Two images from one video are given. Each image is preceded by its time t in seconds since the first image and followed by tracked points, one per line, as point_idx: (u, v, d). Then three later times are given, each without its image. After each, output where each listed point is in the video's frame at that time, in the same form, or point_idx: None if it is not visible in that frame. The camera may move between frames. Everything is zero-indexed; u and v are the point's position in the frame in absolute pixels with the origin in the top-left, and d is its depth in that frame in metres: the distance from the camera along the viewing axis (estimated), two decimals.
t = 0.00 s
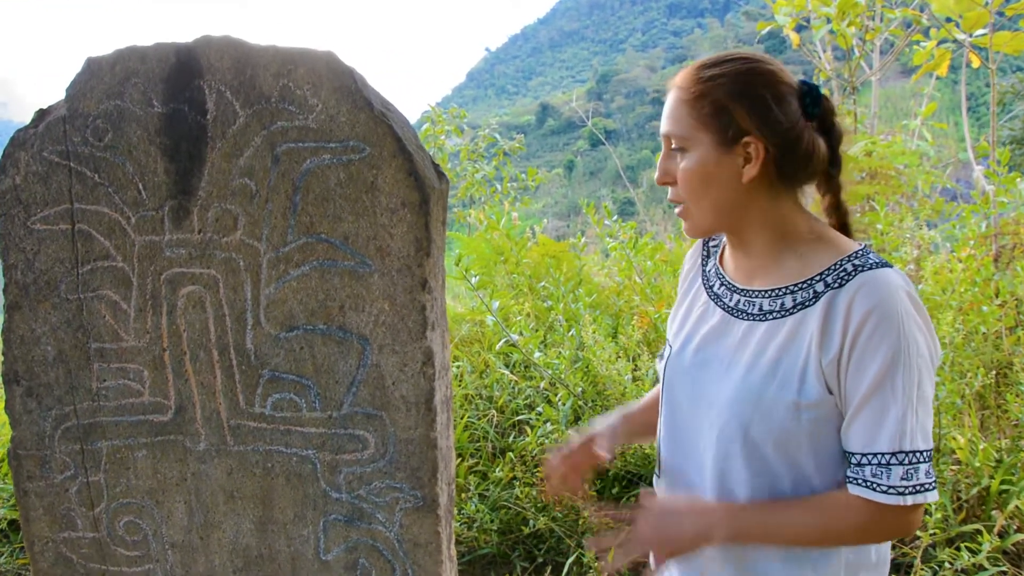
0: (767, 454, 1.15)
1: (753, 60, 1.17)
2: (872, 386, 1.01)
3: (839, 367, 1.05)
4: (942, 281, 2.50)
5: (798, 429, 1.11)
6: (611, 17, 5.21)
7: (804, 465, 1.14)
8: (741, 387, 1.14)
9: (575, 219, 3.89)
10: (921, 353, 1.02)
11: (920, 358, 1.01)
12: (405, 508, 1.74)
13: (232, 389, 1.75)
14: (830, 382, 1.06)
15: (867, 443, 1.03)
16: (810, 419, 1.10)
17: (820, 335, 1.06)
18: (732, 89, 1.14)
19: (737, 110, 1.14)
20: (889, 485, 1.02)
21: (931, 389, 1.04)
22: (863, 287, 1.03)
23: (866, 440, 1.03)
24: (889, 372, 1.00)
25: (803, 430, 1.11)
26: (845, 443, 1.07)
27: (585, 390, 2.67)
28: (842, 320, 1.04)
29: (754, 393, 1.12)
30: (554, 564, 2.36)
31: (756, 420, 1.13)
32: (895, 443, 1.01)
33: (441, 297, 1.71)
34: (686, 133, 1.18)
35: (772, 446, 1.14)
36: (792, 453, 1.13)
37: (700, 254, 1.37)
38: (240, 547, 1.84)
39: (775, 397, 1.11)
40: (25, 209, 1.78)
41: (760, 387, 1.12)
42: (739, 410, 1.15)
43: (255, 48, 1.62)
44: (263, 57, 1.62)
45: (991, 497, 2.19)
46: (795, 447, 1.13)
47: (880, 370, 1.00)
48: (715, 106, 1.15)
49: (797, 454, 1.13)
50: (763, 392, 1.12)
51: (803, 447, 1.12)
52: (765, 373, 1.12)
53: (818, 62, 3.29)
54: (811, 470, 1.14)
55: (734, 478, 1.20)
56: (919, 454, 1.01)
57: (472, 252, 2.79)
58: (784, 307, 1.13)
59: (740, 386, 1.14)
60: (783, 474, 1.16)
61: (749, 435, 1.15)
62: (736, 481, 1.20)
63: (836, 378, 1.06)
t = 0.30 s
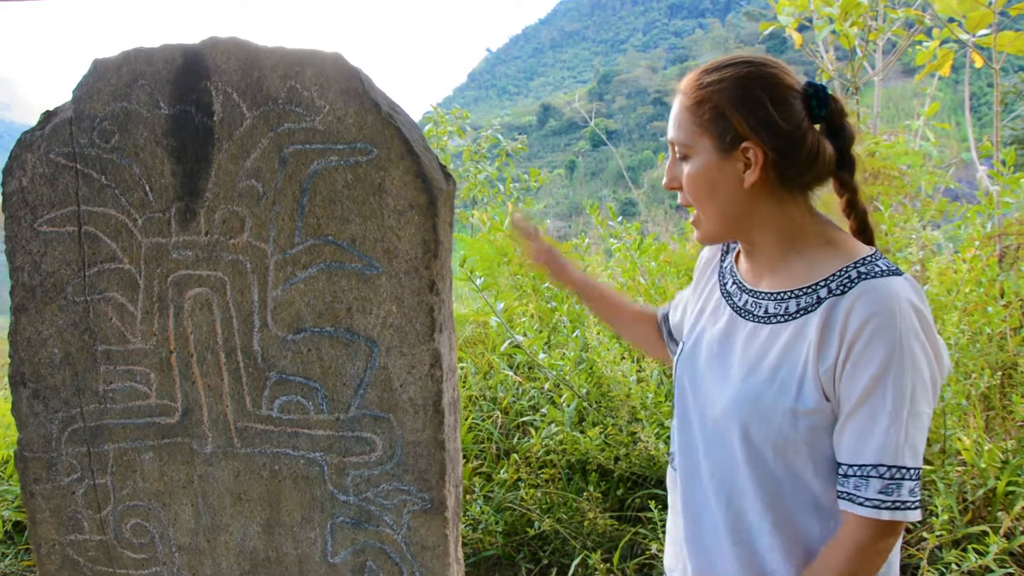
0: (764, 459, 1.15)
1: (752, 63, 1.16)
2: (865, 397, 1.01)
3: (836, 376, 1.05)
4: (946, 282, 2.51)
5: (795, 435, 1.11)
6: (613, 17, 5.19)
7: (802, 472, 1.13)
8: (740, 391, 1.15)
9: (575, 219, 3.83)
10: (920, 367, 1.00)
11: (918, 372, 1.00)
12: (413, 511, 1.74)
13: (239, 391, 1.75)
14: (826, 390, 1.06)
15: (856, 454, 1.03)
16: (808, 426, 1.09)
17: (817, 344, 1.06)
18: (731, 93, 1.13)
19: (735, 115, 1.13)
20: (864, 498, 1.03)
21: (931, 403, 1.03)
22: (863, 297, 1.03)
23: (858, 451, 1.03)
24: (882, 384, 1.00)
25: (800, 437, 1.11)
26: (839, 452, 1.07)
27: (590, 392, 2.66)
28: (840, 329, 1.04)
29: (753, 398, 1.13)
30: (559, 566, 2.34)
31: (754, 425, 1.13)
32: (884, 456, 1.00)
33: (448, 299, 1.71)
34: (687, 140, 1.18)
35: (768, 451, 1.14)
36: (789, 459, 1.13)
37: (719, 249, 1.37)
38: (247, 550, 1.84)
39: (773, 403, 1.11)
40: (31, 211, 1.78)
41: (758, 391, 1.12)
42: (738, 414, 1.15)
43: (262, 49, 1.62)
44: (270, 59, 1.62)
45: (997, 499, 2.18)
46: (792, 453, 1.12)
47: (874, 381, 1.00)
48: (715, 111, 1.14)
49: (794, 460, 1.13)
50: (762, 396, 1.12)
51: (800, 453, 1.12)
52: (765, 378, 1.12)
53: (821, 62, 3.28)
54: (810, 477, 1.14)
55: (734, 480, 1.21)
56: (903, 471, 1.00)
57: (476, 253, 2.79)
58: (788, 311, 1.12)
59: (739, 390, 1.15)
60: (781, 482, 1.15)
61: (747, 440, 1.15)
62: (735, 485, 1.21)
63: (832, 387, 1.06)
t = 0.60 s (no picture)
0: (773, 463, 1.15)
1: (755, 69, 1.16)
2: (875, 404, 1.01)
3: (847, 382, 1.05)
4: (951, 283, 2.52)
5: (805, 439, 1.11)
6: (614, 18, 5.16)
7: (812, 476, 1.14)
8: (750, 394, 1.15)
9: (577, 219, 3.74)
10: (931, 376, 1.01)
11: (929, 381, 1.00)
12: (422, 513, 1.74)
13: (248, 393, 1.75)
14: (837, 395, 1.07)
15: (868, 462, 1.03)
16: (817, 430, 1.10)
17: (829, 349, 1.07)
18: (737, 101, 1.14)
19: (741, 123, 1.13)
20: (880, 507, 1.02)
21: (943, 413, 1.03)
22: (877, 304, 1.03)
23: (869, 457, 1.03)
24: (893, 392, 1.00)
25: (810, 441, 1.11)
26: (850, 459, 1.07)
27: (595, 393, 2.66)
28: (852, 336, 1.05)
29: (763, 401, 1.13)
30: (565, 567, 2.36)
31: (764, 427, 1.14)
32: (896, 465, 1.01)
33: (458, 301, 1.71)
34: (695, 149, 1.19)
35: (778, 454, 1.14)
36: (798, 463, 1.14)
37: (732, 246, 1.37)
38: (256, 552, 1.84)
39: (782, 406, 1.12)
40: (41, 213, 1.78)
41: (768, 394, 1.13)
42: (747, 417, 1.16)
43: (272, 51, 1.62)
44: (279, 61, 1.62)
45: (1003, 500, 2.19)
46: (801, 457, 1.13)
47: (885, 389, 1.00)
48: (721, 119, 1.15)
49: (803, 464, 1.13)
50: (772, 399, 1.12)
51: (809, 457, 1.12)
52: (775, 382, 1.12)
53: (825, 63, 3.28)
54: (819, 482, 1.14)
55: (742, 483, 1.21)
56: (919, 479, 1.00)
57: (481, 254, 2.78)
58: (799, 315, 1.12)
59: (750, 392, 1.15)
60: (791, 486, 1.16)
61: (756, 442, 1.16)
62: (744, 488, 1.21)
63: (843, 393, 1.06)
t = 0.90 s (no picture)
0: (781, 463, 1.16)
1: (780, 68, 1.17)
2: (884, 403, 1.02)
3: (855, 383, 1.06)
4: (953, 285, 2.51)
5: (813, 439, 1.12)
6: (615, 18, 5.19)
7: (820, 476, 1.14)
8: (758, 395, 1.16)
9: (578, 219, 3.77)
10: (938, 376, 1.01)
11: (937, 381, 1.01)
12: (428, 514, 1.75)
13: (255, 395, 1.76)
14: (845, 395, 1.07)
15: (878, 462, 1.04)
16: (825, 430, 1.11)
17: (836, 349, 1.07)
18: (765, 98, 1.14)
19: (774, 117, 1.13)
20: (896, 506, 1.02)
21: (950, 412, 1.04)
22: (885, 305, 1.03)
23: (879, 458, 1.04)
24: (901, 392, 1.01)
25: (819, 441, 1.12)
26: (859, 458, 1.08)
27: (598, 394, 2.67)
28: (860, 337, 1.05)
29: (771, 402, 1.14)
30: (568, 567, 2.36)
31: (772, 429, 1.15)
32: (906, 464, 1.01)
33: (464, 303, 1.72)
34: (720, 140, 1.17)
35: (785, 455, 1.15)
36: (806, 463, 1.14)
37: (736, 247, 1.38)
38: (263, 552, 1.85)
39: (791, 407, 1.12)
40: (48, 215, 1.79)
41: (776, 395, 1.14)
42: (755, 418, 1.16)
43: (278, 54, 1.63)
44: (286, 64, 1.62)
45: (1006, 501, 2.18)
46: (809, 457, 1.14)
47: (893, 389, 1.01)
48: (753, 112, 1.14)
49: (810, 464, 1.14)
50: (779, 400, 1.13)
51: (817, 458, 1.13)
52: (783, 383, 1.13)
53: (826, 64, 3.28)
54: (826, 481, 1.15)
55: (751, 484, 1.22)
56: (932, 478, 1.01)
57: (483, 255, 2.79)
58: (807, 317, 1.13)
59: (758, 394, 1.16)
60: (800, 487, 1.16)
61: (765, 443, 1.16)
62: (753, 488, 1.22)
63: (851, 393, 1.07)
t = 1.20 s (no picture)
0: (797, 460, 1.16)
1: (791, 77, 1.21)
2: (898, 396, 1.02)
3: (870, 377, 1.06)
4: (956, 285, 2.51)
5: (829, 436, 1.12)
6: (616, 18, 5.20)
7: (835, 473, 1.15)
8: (776, 392, 1.17)
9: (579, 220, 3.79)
10: (952, 369, 1.02)
11: (949, 374, 1.01)
12: (435, 514, 1.75)
13: (263, 395, 1.77)
14: (861, 391, 1.08)
15: (889, 453, 1.04)
16: (842, 427, 1.11)
17: (852, 345, 1.08)
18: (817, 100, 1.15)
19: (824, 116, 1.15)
20: (901, 495, 1.03)
21: (961, 406, 1.04)
22: (900, 298, 1.04)
23: (890, 450, 1.04)
24: (915, 385, 1.01)
25: (834, 438, 1.12)
26: (871, 452, 1.08)
27: (601, 394, 2.68)
28: (875, 331, 1.06)
29: (788, 399, 1.15)
30: (572, 567, 2.34)
31: (788, 426, 1.15)
32: (916, 455, 1.01)
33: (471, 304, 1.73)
34: (793, 142, 1.12)
35: (801, 452, 1.16)
36: (822, 459, 1.15)
37: (743, 254, 1.38)
38: (270, 552, 1.86)
39: (808, 404, 1.13)
40: (57, 216, 1.79)
41: (792, 392, 1.14)
42: (772, 415, 1.17)
43: (287, 56, 1.64)
44: (295, 65, 1.63)
45: (1008, 501, 2.18)
46: (825, 454, 1.14)
47: (907, 382, 1.01)
48: (810, 111, 1.14)
49: (826, 461, 1.15)
50: (796, 398, 1.14)
51: (832, 454, 1.14)
52: (800, 380, 1.14)
53: (828, 64, 3.29)
54: (842, 478, 1.15)
55: (766, 482, 1.22)
56: (939, 468, 1.01)
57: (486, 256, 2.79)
58: (820, 315, 1.14)
59: (774, 391, 1.17)
60: (815, 484, 1.17)
61: (781, 440, 1.17)
62: (767, 486, 1.22)
63: (867, 388, 1.07)
